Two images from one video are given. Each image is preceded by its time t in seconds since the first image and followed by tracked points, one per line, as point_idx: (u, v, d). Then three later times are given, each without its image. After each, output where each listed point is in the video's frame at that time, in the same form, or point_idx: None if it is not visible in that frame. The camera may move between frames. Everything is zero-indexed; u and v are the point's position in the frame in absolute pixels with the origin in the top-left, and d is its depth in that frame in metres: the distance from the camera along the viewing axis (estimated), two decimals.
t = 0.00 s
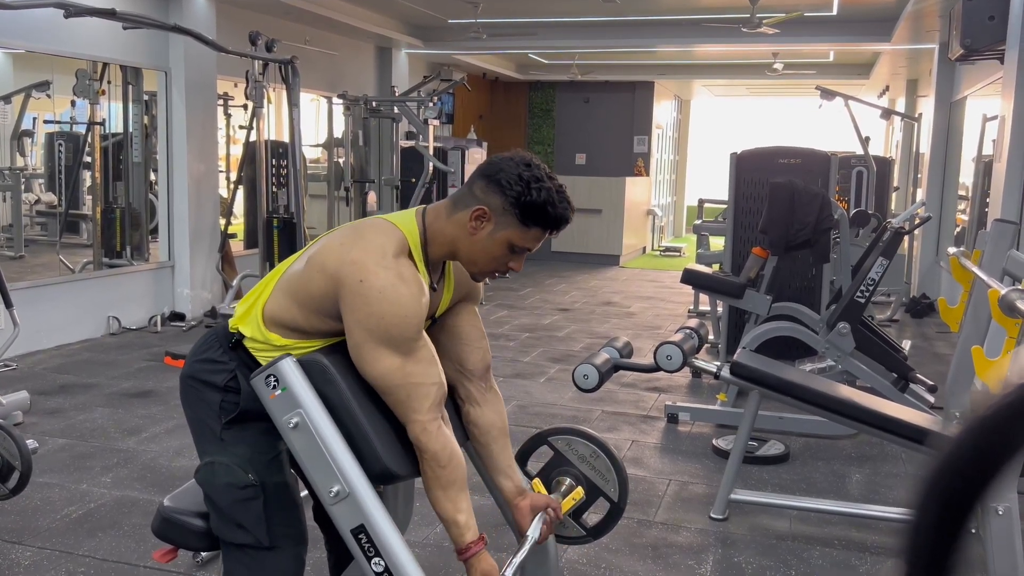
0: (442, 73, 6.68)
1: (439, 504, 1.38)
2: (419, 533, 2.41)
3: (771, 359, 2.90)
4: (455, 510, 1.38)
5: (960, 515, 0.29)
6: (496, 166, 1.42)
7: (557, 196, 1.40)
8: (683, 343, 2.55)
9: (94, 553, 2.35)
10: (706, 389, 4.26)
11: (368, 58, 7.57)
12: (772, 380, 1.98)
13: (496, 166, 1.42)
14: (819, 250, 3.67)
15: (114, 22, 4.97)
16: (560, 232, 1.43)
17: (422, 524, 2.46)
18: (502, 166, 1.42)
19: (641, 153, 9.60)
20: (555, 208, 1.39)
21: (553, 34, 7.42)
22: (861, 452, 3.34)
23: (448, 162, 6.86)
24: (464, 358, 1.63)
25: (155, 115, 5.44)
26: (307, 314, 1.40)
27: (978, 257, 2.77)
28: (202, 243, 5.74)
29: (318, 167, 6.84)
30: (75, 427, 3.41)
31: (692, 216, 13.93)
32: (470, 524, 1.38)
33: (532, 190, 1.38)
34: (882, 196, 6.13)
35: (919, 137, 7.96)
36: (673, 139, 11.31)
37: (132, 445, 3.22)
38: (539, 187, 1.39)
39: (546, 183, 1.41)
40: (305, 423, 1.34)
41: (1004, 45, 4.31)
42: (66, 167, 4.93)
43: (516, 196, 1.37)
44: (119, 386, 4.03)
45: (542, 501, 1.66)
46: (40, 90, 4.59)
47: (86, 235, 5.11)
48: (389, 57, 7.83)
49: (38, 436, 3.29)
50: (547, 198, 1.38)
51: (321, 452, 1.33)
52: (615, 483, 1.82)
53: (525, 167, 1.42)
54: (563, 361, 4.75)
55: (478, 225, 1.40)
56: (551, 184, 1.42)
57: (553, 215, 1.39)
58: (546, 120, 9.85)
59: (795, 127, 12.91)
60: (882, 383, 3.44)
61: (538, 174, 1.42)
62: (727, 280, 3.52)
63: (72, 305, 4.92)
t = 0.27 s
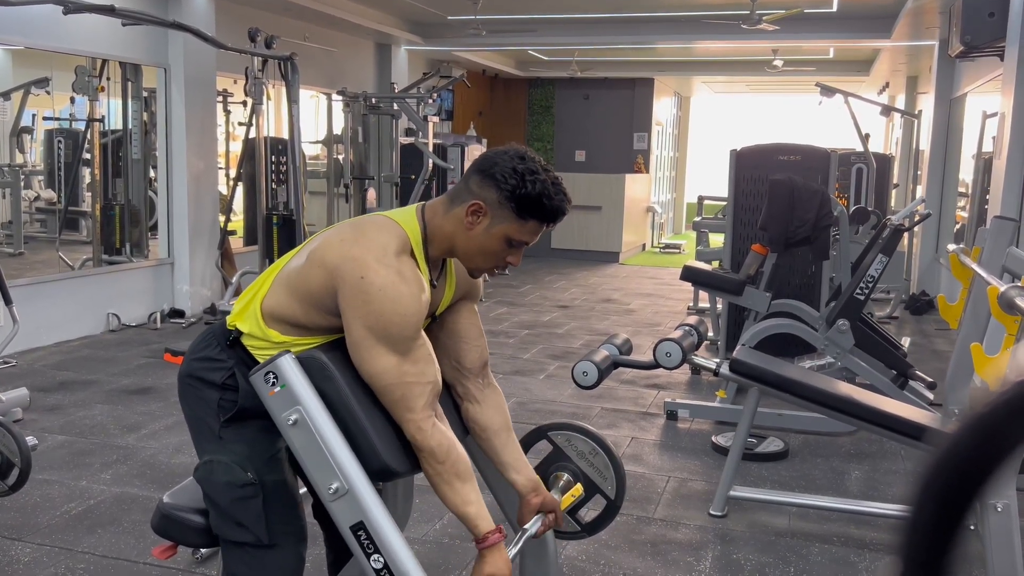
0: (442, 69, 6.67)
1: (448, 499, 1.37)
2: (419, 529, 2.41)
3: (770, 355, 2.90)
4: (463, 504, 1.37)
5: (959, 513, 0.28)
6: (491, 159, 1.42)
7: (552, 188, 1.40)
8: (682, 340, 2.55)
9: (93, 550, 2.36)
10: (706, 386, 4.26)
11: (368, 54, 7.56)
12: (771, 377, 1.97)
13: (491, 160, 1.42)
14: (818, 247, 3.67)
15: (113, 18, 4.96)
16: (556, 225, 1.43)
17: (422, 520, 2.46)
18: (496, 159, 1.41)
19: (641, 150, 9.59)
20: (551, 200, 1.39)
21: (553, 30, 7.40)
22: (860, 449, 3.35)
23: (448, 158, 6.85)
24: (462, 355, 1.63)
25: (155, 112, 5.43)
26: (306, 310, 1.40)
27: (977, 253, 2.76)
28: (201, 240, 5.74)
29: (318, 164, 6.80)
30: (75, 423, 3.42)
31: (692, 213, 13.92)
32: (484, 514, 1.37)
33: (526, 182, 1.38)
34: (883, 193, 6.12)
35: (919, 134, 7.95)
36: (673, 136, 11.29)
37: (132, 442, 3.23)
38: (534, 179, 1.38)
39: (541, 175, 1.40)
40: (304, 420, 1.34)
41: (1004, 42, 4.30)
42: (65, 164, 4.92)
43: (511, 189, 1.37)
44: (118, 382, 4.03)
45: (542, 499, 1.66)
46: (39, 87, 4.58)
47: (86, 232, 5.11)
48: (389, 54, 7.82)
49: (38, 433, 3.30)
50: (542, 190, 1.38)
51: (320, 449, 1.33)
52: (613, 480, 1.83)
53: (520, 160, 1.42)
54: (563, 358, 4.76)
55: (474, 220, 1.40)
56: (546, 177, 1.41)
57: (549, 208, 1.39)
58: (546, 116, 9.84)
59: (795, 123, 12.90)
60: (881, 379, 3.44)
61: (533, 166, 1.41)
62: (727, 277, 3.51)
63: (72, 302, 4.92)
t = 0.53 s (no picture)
0: (442, 64, 6.66)
1: (437, 497, 1.38)
2: (418, 524, 2.41)
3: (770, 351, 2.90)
4: (454, 502, 1.38)
5: (956, 511, 0.28)
6: (502, 157, 1.42)
7: (563, 188, 1.40)
8: (682, 335, 2.55)
9: (93, 544, 2.36)
10: (705, 381, 4.27)
11: (367, 50, 7.55)
12: (770, 372, 1.98)
13: (502, 158, 1.42)
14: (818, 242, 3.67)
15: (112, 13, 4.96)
16: (566, 225, 1.43)
17: (421, 515, 2.47)
18: (508, 158, 1.42)
19: (641, 145, 9.59)
20: (562, 200, 1.39)
21: (553, 25, 7.39)
22: (859, 445, 3.35)
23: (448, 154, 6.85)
24: (465, 354, 1.65)
25: (154, 107, 5.43)
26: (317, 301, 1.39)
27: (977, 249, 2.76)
28: (201, 235, 5.74)
29: (317, 159, 6.78)
30: (75, 418, 3.42)
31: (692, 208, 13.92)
32: (466, 517, 1.38)
33: (537, 181, 1.38)
34: (882, 188, 6.12)
35: (919, 129, 7.94)
36: (673, 131, 11.28)
37: (131, 437, 3.23)
38: (545, 178, 1.38)
39: (553, 174, 1.40)
40: (304, 415, 1.34)
41: (1004, 37, 4.29)
42: (64, 159, 4.92)
43: (523, 186, 1.37)
44: (118, 377, 4.03)
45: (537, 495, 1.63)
46: (38, 81, 4.58)
47: (85, 227, 5.11)
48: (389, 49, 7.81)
49: (38, 428, 3.30)
50: (553, 189, 1.38)
51: (319, 444, 1.34)
52: (613, 476, 1.83)
53: (532, 159, 1.42)
54: (563, 353, 4.76)
55: (483, 216, 1.40)
56: (557, 176, 1.42)
57: (558, 207, 1.39)
58: (546, 112, 9.83)
59: (795, 119, 12.89)
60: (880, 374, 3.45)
61: (545, 166, 1.42)
62: (726, 272, 3.51)
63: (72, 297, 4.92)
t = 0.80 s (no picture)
0: (442, 56, 6.64)
1: (440, 492, 1.39)
2: (419, 516, 2.42)
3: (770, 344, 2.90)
4: (454, 500, 1.38)
5: (961, 511, 0.32)
6: (511, 157, 1.42)
7: (572, 189, 1.40)
8: (682, 328, 2.55)
9: (94, 536, 2.37)
10: (705, 374, 4.27)
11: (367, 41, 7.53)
12: (769, 365, 1.98)
13: (511, 158, 1.42)
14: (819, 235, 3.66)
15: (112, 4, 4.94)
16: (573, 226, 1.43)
17: (422, 507, 2.48)
18: (517, 158, 1.41)
19: (641, 137, 9.57)
20: (570, 201, 1.39)
21: (553, 16, 7.37)
22: (859, 437, 3.36)
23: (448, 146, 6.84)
24: (469, 350, 1.64)
25: (154, 98, 5.42)
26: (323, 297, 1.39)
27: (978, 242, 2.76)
28: (202, 227, 5.74)
29: (318, 151, 6.79)
30: (76, 410, 3.43)
31: (692, 200, 13.90)
32: (470, 513, 1.39)
33: (546, 183, 1.38)
34: (883, 181, 6.11)
35: (921, 122, 7.93)
36: (674, 123, 11.26)
37: (132, 428, 3.24)
38: (554, 180, 1.38)
39: (561, 176, 1.40)
40: (304, 408, 1.34)
41: (1007, 29, 4.28)
42: (65, 151, 4.92)
43: (532, 187, 1.37)
44: (119, 369, 4.04)
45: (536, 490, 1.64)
46: (38, 72, 4.58)
47: (86, 218, 5.11)
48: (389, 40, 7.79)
49: (40, 419, 3.31)
50: (562, 191, 1.38)
51: (320, 437, 1.34)
52: (613, 467, 1.84)
53: (541, 160, 1.42)
54: (563, 346, 4.76)
55: (492, 217, 1.40)
56: (565, 177, 1.41)
57: (567, 209, 1.39)
58: (546, 103, 9.81)
59: (796, 111, 12.86)
60: (880, 367, 3.45)
61: (554, 167, 1.42)
62: (727, 265, 3.51)
63: (72, 289, 4.93)
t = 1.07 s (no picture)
0: (442, 48, 6.62)
1: (435, 488, 1.38)
2: (418, 509, 2.42)
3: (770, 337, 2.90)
4: (451, 496, 1.38)
5: (963, 509, 0.35)
6: (503, 149, 1.42)
7: (564, 178, 1.40)
8: (682, 322, 2.55)
9: (94, 528, 2.37)
10: (705, 367, 4.27)
11: (367, 33, 7.50)
12: (769, 358, 1.98)
13: (503, 150, 1.42)
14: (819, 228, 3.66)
15: None
16: (566, 216, 1.43)
17: (421, 500, 2.48)
18: (508, 150, 1.41)
19: (642, 130, 9.55)
20: (563, 191, 1.39)
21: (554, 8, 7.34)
22: (858, 430, 3.36)
23: (448, 139, 6.82)
24: (468, 343, 1.64)
25: (153, 91, 5.40)
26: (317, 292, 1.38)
27: (978, 236, 2.76)
28: (201, 220, 5.73)
29: (317, 143, 6.76)
30: (76, 403, 3.43)
31: (692, 193, 13.87)
32: (467, 508, 1.39)
33: (539, 172, 1.38)
34: (884, 174, 6.09)
35: (921, 114, 7.91)
36: (674, 116, 11.24)
37: (132, 421, 3.24)
38: (545, 169, 1.38)
39: (553, 166, 1.40)
40: (304, 401, 1.34)
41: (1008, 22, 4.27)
42: (64, 143, 4.91)
43: (524, 178, 1.37)
44: (118, 362, 4.04)
45: (539, 483, 1.66)
46: (37, 65, 4.55)
47: (85, 211, 5.10)
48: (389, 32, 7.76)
49: (40, 412, 3.31)
50: (554, 180, 1.38)
51: (320, 430, 1.34)
52: (612, 461, 1.84)
53: (533, 151, 1.42)
54: (562, 339, 4.76)
55: (485, 209, 1.39)
56: (557, 168, 1.41)
57: (560, 198, 1.39)
58: (546, 96, 9.78)
59: (797, 104, 12.83)
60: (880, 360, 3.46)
61: (545, 157, 1.42)
62: (727, 258, 3.51)
63: (72, 282, 4.92)
